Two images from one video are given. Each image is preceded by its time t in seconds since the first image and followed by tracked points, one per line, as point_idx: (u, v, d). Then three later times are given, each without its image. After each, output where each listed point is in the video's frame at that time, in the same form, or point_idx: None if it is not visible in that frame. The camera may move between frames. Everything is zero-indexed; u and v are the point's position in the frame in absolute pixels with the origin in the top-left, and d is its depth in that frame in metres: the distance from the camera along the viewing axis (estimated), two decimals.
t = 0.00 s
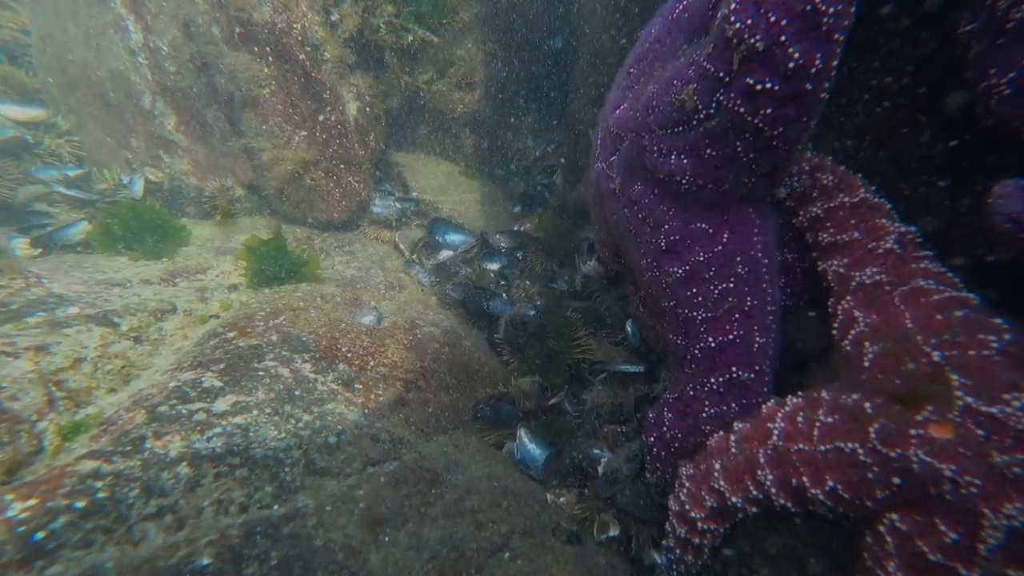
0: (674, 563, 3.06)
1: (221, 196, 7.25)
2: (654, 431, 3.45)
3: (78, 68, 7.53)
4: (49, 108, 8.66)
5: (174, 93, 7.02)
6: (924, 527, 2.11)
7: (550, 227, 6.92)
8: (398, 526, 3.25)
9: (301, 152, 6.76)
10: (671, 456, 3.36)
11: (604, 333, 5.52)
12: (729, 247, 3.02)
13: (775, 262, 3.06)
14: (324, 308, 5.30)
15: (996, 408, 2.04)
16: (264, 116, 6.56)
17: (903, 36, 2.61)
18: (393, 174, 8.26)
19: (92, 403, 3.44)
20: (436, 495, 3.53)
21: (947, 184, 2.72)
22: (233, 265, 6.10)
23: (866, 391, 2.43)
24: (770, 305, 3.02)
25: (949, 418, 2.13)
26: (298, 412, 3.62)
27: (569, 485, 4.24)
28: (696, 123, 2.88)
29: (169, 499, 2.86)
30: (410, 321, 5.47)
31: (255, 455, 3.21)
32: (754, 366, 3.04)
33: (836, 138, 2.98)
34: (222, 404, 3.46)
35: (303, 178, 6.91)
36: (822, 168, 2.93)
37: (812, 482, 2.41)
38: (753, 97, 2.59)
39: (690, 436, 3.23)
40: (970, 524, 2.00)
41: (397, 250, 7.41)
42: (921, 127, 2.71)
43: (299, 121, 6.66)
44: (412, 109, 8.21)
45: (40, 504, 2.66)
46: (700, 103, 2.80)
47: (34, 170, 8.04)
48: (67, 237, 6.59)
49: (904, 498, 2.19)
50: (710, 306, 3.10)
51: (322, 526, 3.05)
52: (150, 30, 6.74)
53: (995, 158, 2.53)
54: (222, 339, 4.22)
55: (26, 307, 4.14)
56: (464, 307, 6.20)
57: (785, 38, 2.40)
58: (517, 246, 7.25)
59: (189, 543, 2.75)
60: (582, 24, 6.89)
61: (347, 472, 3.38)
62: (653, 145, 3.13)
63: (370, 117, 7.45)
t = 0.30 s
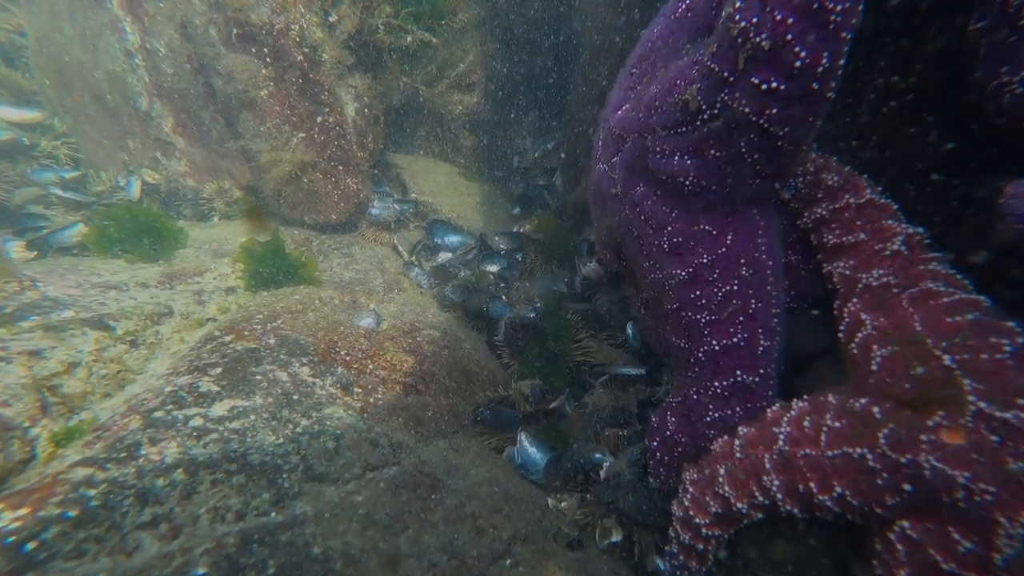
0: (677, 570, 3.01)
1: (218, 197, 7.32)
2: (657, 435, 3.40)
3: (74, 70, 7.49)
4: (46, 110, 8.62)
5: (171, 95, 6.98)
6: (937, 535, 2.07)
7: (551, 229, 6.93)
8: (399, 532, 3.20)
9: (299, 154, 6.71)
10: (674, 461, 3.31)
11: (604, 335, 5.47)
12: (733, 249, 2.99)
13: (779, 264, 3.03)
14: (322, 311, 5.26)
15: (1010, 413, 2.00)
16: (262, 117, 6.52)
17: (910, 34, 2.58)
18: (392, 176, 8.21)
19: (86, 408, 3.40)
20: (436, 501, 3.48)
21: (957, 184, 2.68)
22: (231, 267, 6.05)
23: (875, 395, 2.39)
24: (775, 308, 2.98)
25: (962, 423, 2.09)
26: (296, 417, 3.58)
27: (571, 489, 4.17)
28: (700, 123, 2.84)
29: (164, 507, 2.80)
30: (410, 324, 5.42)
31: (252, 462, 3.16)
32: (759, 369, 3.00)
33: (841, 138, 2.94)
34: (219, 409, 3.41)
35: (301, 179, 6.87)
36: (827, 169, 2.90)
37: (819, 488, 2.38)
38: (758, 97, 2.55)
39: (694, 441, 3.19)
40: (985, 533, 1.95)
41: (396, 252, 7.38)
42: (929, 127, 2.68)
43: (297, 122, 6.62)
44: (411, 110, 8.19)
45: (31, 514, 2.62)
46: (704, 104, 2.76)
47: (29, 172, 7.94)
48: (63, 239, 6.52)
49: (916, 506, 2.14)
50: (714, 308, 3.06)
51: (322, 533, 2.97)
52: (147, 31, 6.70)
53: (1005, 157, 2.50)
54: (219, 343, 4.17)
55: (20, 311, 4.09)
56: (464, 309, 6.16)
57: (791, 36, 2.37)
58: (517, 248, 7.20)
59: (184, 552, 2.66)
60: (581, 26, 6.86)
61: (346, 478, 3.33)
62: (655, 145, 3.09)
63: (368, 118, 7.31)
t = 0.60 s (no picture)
0: None
1: (216, 199, 7.27)
2: (664, 440, 3.34)
3: (69, 70, 7.41)
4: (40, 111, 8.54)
5: (167, 96, 6.92)
6: (959, 547, 1.98)
7: (552, 230, 6.90)
8: (399, 541, 3.14)
9: (296, 154, 6.62)
10: (681, 467, 3.24)
11: (605, 337, 5.48)
12: (741, 251, 2.93)
13: (788, 265, 2.97)
14: (321, 314, 5.18)
15: None
16: (259, 117, 6.45)
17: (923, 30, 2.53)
18: (391, 177, 8.10)
19: (80, 415, 3.33)
20: (438, 508, 3.41)
21: (970, 183, 2.63)
22: (229, 269, 5.98)
23: (890, 400, 2.32)
24: (784, 310, 2.92)
25: (984, 430, 2.02)
26: (295, 423, 3.50)
27: (576, 495, 4.12)
28: (707, 122, 2.79)
29: (159, 518, 2.74)
30: (410, 326, 5.35)
31: (249, 469, 3.08)
32: (768, 373, 2.94)
33: (851, 137, 2.89)
34: (216, 415, 3.34)
35: (299, 180, 6.76)
36: (836, 168, 2.85)
37: (833, 496, 2.31)
38: (767, 94, 2.50)
39: (701, 446, 3.13)
40: (1011, 545, 1.86)
41: (395, 253, 7.27)
42: (942, 124, 2.63)
43: (295, 122, 6.55)
44: (410, 111, 8.14)
45: (20, 527, 2.55)
46: (712, 102, 2.71)
47: (23, 173, 7.81)
48: (58, 241, 6.43)
49: (935, 516, 2.06)
50: (722, 311, 3.01)
51: (320, 544, 2.92)
52: (143, 31, 6.63)
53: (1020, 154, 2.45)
54: (216, 347, 4.09)
55: (13, 315, 4.01)
56: (464, 311, 6.07)
57: (803, 32, 2.31)
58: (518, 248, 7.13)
59: (180, 564, 2.61)
60: (581, 25, 6.82)
61: (346, 486, 3.25)
62: (661, 145, 3.03)
63: (367, 118, 7.21)
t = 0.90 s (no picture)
0: None
1: (213, 201, 7.24)
2: (670, 446, 3.26)
3: (65, 70, 7.34)
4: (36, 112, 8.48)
5: (164, 96, 6.88)
6: (981, 560, 1.90)
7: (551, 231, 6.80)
8: (400, 551, 3.02)
9: (295, 155, 6.55)
10: (687, 474, 3.17)
11: (608, 340, 5.47)
12: (749, 253, 2.87)
13: (796, 267, 2.91)
14: (319, 317, 5.12)
15: None
16: (257, 118, 6.38)
17: (936, 27, 2.48)
18: (389, 178, 8.06)
19: (73, 422, 3.26)
20: (439, 516, 3.34)
21: (982, 182, 2.60)
22: (226, 272, 5.92)
23: (904, 407, 2.26)
24: (793, 313, 2.86)
25: (1005, 438, 1.93)
26: (293, 429, 3.45)
27: (580, 501, 4.05)
28: (715, 122, 2.73)
29: (152, 529, 2.65)
30: (410, 329, 5.27)
31: (246, 477, 3.02)
32: (776, 378, 2.88)
33: (861, 136, 2.84)
34: (212, 421, 3.27)
35: (298, 181, 6.70)
36: (845, 169, 2.81)
37: (845, 505, 2.25)
38: (779, 93, 2.45)
39: (708, 452, 3.06)
40: None
41: (393, 255, 7.18)
42: (956, 124, 2.56)
43: (293, 124, 6.48)
44: (408, 112, 8.13)
45: (6, 540, 2.42)
46: (720, 101, 2.65)
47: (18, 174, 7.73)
48: (52, 243, 6.32)
49: (954, 527, 1.98)
50: (729, 314, 2.95)
51: (319, 554, 2.80)
52: (139, 31, 6.58)
53: None
54: (213, 351, 4.02)
55: (4, 318, 3.92)
56: (464, 313, 6.00)
57: (815, 29, 2.24)
58: (518, 251, 7.10)
59: None
60: (582, 26, 6.77)
61: (346, 492, 3.22)
62: (667, 145, 2.98)
63: (366, 120, 7.20)
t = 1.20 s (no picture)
0: None
1: (207, 202, 7.13)
2: (676, 453, 3.18)
3: (54, 69, 7.22)
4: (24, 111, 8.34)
5: (156, 96, 6.79)
6: None
7: (552, 232, 6.65)
8: (399, 564, 2.96)
9: (290, 156, 6.46)
10: (694, 483, 3.09)
11: (608, 343, 5.37)
12: (757, 255, 2.80)
13: (805, 270, 2.84)
14: (315, 321, 5.02)
15: None
16: (251, 118, 6.29)
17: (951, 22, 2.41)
18: (386, 179, 7.97)
19: (57, 432, 3.13)
20: (439, 526, 3.26)
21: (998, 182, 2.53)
22: (220, 274, 5.81)
23: (921, 415, 2.18)
24: (802, 317, 2.79)
25: None
26: (288, 437, 3.35)
27: (581, 510, 3.98)
28: (723, 121, 2.66)
29: (139, 545, 2.57)
30: (407, 332, 5.17)
31: (239, 488, 2.92)
32: (785, 384, 2.80)
33: (872, 136, 2.78)
34: (204, 430, 3.17)
35: (293, 182, 6.60)
36: (855, 169, 2.74)
37: (862, 517, 2.17)
38: (790, 90, 2.37)
39: (716, 461, 2.98)
40: None
41: (391, 257, 7.08)
42: (970, 122, 2.50)
43: (288, 124, 6.40)
44: (404, 112, 8.04)
45: None
46: (728, 99, 2.58)
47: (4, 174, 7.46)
48: (41, 245, 6.20)
49: (979, 542, 1.91)
50: (736, 319, 2.88)
51: (315, 568, 2.74)
52: (130, 29, 6.50)
53: None
54: (206, 356, 3.92)
55: None
56: (462, 316, 5.91)
57: (829, 23, 2.18)
58: (516, 252, 7.03)
59: None
60: (580, 25, 6.72)
61: (342, 503, 3.11)
62: (673, 145, 2.90)
63: (363, 120, 7.09)
